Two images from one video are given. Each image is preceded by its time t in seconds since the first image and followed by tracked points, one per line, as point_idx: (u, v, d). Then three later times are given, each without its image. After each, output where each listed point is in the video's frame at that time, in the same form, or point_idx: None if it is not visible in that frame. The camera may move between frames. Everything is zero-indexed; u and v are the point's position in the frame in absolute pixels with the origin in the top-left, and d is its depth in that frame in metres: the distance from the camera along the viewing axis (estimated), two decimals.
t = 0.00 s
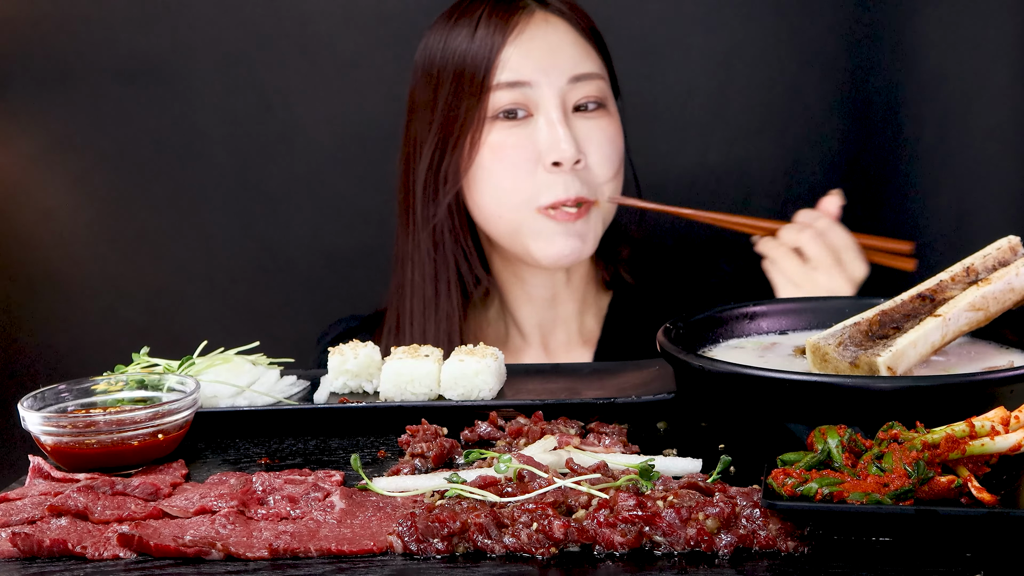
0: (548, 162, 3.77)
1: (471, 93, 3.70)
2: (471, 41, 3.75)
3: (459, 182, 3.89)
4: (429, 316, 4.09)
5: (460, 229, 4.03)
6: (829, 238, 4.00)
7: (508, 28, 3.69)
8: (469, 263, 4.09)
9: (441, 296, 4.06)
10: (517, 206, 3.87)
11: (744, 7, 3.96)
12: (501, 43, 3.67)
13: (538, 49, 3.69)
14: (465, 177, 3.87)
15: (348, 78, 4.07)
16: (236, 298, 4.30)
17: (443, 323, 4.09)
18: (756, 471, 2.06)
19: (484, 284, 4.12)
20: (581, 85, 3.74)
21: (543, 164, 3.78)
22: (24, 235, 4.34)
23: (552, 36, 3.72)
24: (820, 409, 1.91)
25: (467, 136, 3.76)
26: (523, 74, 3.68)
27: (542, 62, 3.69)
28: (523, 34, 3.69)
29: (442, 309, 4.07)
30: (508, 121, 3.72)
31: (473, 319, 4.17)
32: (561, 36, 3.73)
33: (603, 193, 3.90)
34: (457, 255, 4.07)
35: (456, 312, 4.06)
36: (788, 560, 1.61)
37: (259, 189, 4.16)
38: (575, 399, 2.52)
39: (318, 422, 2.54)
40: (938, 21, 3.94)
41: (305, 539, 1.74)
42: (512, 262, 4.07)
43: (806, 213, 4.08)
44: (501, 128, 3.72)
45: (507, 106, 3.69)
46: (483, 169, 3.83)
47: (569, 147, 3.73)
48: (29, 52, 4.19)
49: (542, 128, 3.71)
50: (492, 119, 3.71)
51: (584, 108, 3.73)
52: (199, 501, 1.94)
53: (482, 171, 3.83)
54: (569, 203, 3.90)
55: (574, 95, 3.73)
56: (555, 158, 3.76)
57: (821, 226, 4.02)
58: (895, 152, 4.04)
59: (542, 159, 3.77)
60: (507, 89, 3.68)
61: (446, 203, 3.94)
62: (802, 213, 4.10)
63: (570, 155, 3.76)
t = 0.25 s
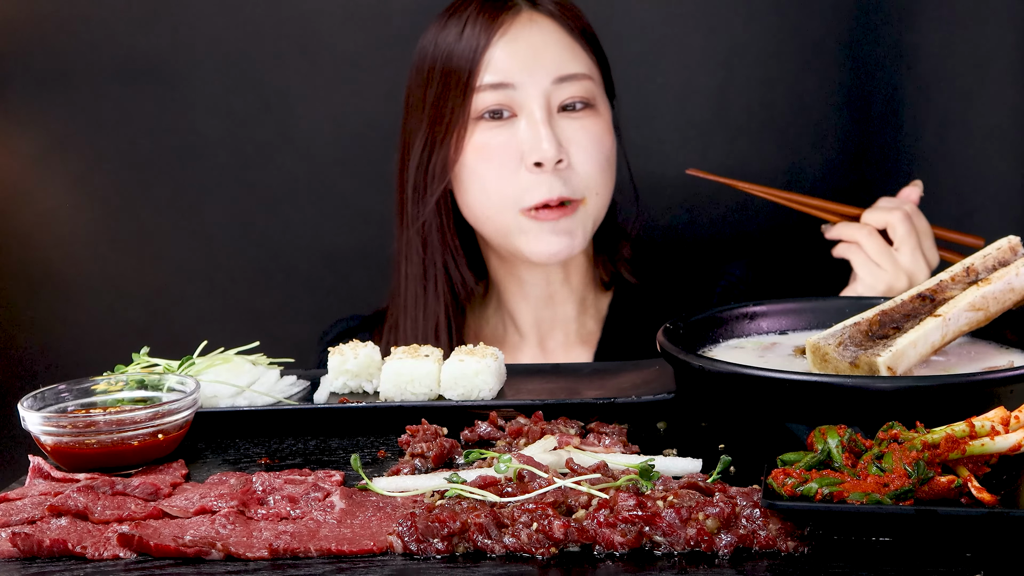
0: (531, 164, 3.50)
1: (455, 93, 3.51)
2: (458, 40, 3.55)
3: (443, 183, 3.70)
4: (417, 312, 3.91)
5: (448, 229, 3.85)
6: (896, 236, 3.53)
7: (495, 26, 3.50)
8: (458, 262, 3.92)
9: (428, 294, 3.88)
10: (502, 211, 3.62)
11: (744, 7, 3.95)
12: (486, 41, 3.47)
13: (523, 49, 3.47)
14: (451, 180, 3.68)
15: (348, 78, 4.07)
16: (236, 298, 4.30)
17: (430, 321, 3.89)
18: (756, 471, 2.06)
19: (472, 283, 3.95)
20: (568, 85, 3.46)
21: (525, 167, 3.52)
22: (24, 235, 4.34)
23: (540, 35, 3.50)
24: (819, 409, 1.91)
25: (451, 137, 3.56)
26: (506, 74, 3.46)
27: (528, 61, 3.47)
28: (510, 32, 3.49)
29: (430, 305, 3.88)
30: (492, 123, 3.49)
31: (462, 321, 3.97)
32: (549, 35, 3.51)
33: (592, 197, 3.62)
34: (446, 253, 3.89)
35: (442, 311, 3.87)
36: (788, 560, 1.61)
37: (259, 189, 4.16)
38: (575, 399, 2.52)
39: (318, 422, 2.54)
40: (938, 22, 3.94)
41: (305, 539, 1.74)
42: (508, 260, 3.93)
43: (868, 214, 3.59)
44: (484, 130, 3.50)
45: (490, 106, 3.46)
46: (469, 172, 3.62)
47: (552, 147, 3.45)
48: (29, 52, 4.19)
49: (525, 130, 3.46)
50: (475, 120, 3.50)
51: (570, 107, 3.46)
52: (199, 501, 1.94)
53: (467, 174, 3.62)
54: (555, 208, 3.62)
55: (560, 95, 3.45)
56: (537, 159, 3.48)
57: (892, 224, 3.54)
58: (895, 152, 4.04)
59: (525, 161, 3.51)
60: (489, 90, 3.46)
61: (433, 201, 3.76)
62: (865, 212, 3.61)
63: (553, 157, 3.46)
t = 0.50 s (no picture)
0: (524, 164, 3.50)
1: (451, 93, 3.50)
2: (454, 40, 3.53)
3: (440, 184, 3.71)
4: (417, 313, 3.91)
5: (445, 230, 3.86)
6: (894, 234, 3.53)
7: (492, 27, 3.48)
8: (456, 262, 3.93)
9: (429, 294, 3.89)
10: (497, 211, 3.63)
11: (744, 7, 3.95)
12: (482, 42, 3.45)
13: (519, 49, 3.46)
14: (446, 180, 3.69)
15: (348, 78, 4.07)
16: (236, 299, 4.30)
17: (431, 322, 3.89)
18: (756, 471, 2.06)
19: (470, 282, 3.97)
20: (563, 86, 3.45)
21: (519, 167, 3.52)
22: (24, 235, 4.34)
23: (535, 36, 3.48)
24: (820, 409, 1.91)
25: (447, 138, 3.55)
26: (501, 75, 3.44)
27: (523, 62, 3.45)
28: (505, 32, 3.47)
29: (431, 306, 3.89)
30: (486, 124, 3.49)
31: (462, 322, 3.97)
32: (545, 36, 3.49)
33: (586, 197, 3.62)
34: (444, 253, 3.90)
35: (443, 312, 3.88)
36: (788, 560, 1.61)
37: (259, 189, 4.16)
38: (575, 399, 2.52)
39: (318, 422, 2.54)
40: (939, 22, 3.94)
41: (305, 539, 1.74)
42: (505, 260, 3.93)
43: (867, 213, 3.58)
44: (479, 131, 3.49)
45: (485, 107, 3.45)
46: (464, 172, 3.61)
47: (545, 148, 3.45)
48: (29, 51, 4.19)
49: (519, 131, 3.45)
50: (470, 121, 3.49)
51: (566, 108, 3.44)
52: (199, 501, 1.94)
53: (463, 175, 3.61)
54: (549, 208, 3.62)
55: (555, 96, 3.44)
56: (531, 159, 3.49)
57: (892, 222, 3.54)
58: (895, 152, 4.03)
59: (519, 162, 3.50)
60: (485, 92, 3.45)
61: (430, 202, 3.76)
62: (864, 212, 3.59)
63: (546, 157, 3.47)
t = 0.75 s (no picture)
0: (516, 166, 3.53)
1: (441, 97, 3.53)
2: (444, 43, 3.56)
3: (433, 187, 3.72)
4: (412, 314, 3.92)
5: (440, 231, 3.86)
6: (891, 223, 3.56)
7: (480, 30, 3.50)
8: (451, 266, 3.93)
9: (423, 297, 3.90)
10: (490, 213, 3.66)
11: (744, 7, 3.95)
12: (471, 46, 3.48)
13: (508, 51, 3.48)
14: (440, 183, 3.70)
15: (348, 78, 4.07)
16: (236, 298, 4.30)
17: (426, 324, 3.91)
18: (756, 471, 2.06)
19: (465, 284, 3.97)
20: (552, 86, 3.47)
21: (510, 169, 3.55)
22: (24, 234, 4.34)
23: (524, 36, 3.50)
24: (820, 408, 1.91)
25: (439, 141, 3.58)
26: (491, 78, 3.47)
27: (511, 65, 3.48)
28: (494, 34, 3.49)
29: (427, 309, 3.89)
30: (477, 127, 3.51)
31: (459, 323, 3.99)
32: (533, 37, 3.50)
33: (580, 196, 3.65)
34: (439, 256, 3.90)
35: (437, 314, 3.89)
36: (788, 560, 1.61)
37: (259, 189, 4.16)
38: (575, 399, 2.52)
39: (318, 422, 2.54)
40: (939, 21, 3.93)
41: (305, 539, 1.74)
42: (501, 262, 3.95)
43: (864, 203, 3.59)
44: (470, 133, 3.52)
45: (475, 111, 3.48)
46: (456, 175, 3.64)
47: (535, 150, 3.48)
48: (29, 51, 4.19)
49: (509, 133, 3.48)
50: (461, 124, 3.52)
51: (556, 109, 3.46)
52: (199, 501, 1.94)
53: (456, 177, 3.64)
54: (541, 209, 3.65)
55: (544, 97, 3.46)
56: (522, 161, 3.52)
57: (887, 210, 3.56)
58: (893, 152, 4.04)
59: (510, 164, 3.54)
60: (474, 95, 3.48)
61: (424, 205, 3.77)
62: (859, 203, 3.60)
63: (537, 158, 3.50)
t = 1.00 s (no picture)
0: (491, 162, 3.63)
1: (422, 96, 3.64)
2: (425, 42, 3.67)
3: (414, 183, 3.81)
4: (400, 313, 4.02)
5: (425, 231, 3.94)
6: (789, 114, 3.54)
7: (461, 29, 3.59)
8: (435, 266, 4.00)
9: (409, 295, 4.00)
10: (467, 208, 3.76)
11: (744, 7, 3.95)
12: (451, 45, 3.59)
13: (486, 49, 3.57)
14: (421, 179, 3.79)
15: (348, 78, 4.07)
16: (236, 298, 4.30)
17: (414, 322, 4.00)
18: (756, 471, 2.06)
19: (448, 284, 4.04)
20: (529, 84, 3.55)
21: (486, 165, 3.64)
22: (25, 234, 4.35)
23: (503, 35, 3.58)
24: (820, 408, 1.91)
25: (419, 139, 3.69)
26: (469, 76, 3.57)
27: (489, 64, 3.57)
28: (474, 33, 3.58)
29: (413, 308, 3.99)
30: (455, 124, 3.60)
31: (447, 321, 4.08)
32: (512, 36, 3.58)
33: (555, 192, 3.73)
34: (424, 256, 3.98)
35: (423, 313, 3.99)
36: (788, 560, 1.61)
37: (259, 189, 4.16)
38: (575, 400, 2.52)
39: (318, 422, 2.54)
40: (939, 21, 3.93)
41: (305, 539, 1.74)
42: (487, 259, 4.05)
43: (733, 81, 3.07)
44: (449, 130, 3.61)
45: (453, 108, 3.58)
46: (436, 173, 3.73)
47: (510, 146, 3.57)
48: (30, 51, 4.19)
49: (485, 130, 3.57)
50: (439, 121, 3.62)
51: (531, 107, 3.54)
52: (199, 501, 1.94)
53: (434, 173, 3.74)
54: (516, 204, 3.75)
55: (521, 94, 3.54)
56: (497, 157, 3.61)
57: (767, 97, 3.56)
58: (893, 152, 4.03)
59: (486, 160, 3.63)
60: (452, 93, 3.58)
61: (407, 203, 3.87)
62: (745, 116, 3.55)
63: (512, 154, 3.59)
